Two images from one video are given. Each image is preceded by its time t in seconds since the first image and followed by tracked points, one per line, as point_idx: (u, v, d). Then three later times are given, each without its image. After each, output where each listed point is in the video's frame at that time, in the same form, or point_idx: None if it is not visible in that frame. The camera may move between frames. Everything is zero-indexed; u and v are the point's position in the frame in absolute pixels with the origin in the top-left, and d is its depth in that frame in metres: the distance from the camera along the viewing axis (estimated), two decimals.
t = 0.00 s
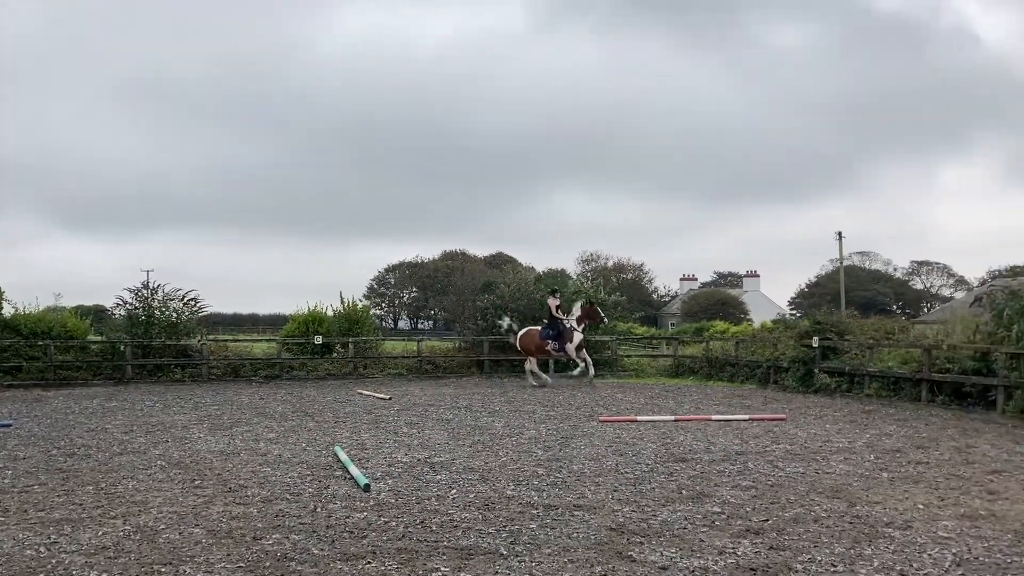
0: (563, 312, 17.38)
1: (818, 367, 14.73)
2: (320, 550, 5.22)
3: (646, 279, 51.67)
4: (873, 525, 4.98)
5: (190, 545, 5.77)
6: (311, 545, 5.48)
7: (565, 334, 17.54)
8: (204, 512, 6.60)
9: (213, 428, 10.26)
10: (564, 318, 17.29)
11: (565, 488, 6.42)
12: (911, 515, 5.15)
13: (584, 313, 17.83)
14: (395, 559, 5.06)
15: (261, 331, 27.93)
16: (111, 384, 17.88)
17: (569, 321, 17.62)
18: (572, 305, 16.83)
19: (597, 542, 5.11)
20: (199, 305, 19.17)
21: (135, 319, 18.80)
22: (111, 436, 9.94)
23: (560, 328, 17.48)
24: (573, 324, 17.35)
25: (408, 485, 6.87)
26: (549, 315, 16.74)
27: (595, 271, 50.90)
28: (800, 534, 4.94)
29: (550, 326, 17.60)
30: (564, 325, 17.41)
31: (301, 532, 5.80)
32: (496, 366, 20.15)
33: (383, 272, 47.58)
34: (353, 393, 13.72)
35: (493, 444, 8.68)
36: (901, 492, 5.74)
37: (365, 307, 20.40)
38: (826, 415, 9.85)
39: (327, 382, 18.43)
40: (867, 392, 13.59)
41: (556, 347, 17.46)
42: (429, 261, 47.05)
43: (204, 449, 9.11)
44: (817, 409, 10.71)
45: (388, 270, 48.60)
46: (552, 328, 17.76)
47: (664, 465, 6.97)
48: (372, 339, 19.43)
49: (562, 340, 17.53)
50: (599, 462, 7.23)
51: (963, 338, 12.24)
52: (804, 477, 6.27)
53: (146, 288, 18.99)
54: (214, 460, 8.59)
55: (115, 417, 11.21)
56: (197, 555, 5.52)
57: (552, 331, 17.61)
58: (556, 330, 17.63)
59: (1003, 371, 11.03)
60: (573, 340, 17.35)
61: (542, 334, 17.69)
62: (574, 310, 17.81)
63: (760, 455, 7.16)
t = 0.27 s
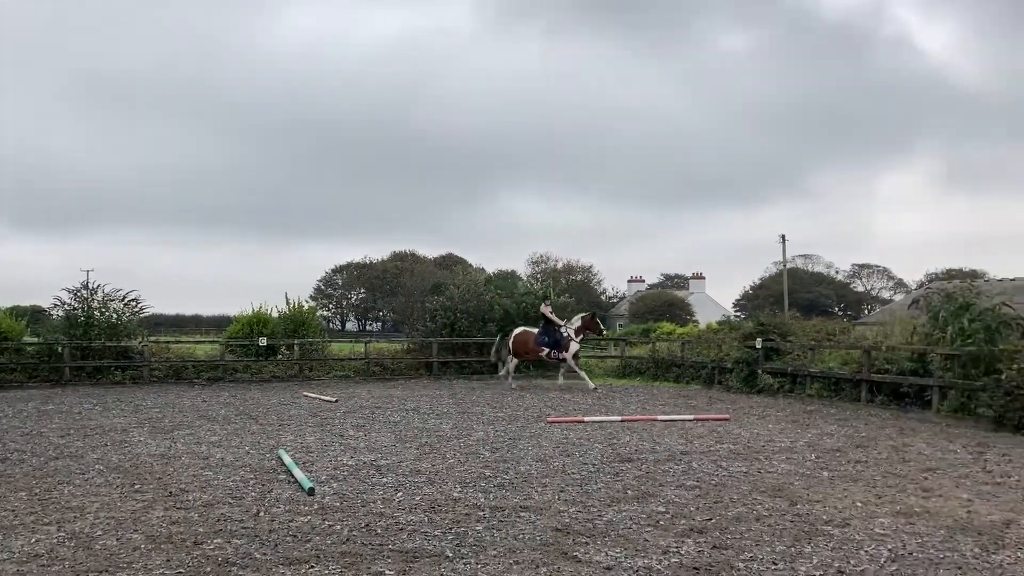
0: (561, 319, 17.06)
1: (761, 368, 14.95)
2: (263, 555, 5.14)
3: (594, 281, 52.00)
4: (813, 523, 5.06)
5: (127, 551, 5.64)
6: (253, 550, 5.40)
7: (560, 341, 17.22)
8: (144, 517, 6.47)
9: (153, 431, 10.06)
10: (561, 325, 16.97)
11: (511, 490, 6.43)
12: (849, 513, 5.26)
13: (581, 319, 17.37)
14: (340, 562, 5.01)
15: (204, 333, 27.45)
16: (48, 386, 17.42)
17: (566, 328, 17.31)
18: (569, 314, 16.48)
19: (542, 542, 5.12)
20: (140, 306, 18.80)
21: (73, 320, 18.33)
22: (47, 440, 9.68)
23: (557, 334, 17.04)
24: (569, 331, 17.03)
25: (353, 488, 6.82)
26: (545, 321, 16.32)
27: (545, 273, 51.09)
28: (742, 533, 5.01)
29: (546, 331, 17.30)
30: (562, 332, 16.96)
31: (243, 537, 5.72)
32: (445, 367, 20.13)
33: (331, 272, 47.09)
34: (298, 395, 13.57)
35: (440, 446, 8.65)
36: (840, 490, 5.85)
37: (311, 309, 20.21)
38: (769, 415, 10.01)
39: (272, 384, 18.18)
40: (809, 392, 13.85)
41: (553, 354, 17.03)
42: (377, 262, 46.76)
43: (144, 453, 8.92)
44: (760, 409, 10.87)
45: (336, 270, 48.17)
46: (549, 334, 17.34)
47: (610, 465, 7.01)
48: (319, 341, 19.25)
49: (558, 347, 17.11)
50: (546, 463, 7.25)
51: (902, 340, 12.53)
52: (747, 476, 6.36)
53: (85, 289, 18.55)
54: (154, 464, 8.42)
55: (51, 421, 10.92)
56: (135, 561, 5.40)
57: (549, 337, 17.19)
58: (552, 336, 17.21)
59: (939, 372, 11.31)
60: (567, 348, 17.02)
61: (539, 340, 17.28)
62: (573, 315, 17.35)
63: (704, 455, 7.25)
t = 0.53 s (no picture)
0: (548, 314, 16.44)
1: (703, 368, 15.13)
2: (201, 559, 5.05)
3: (541, 282, 52.16)
4: (753, 522, 5.14)
5: (60, 559, 5.49)
6: (192, 556, 5.29)
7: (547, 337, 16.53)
8: (78, 524, 6.30)
9: (89, 435, 9.81)
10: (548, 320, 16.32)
11: (456, 492, 6.41)
12: (788, 511, 5.35)
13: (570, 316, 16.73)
14: (281, 567, 4.94)
15: (142, 334, 26.87)
16: None
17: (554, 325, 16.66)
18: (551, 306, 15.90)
19: (486, 545, 5.12)
20: (76, 306, 18.33)
21: (5, 320, 17.78)
22: None
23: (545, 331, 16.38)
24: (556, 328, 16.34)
25: (295, 491, 6.73)
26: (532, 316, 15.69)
27: (492, 274, 51.11)
28: (684, 532, 5.06)
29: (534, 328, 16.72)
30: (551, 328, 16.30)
31: (181, 542, 5.61)
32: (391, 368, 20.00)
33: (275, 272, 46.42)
34: (240, 397, 13.35)
35: (385, 449, 8.59)
36: (779, 489, 5.95)
37: (254, 310, 19.94)
38: (711, 415, 10.13)
39: (213, 386, 17.85)
40: (750, 392, 14.07)
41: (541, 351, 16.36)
42: (323, 262, 46.28)
43: (78, 458, 8.70)
44: (703, 409, 11.01)
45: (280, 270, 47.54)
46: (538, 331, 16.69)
47: (554, 466, 7.03)
48: (262, 342, 18.98)
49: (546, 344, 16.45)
50: (491, 464, 7.24)
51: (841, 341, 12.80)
52: (689, 476, 6.43)
53: (19, 288, 18.02)
54: (89, 468, 8.22)
55: None
56: (68, 569, 5.26)
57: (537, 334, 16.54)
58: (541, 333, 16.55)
59: (875, 372, 11.58)
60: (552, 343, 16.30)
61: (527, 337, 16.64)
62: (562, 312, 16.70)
63: (647, 455, 7.32)
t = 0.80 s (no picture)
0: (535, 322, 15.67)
1: (646, 370, 15.28)
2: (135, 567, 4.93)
3: (486, 284, 52.14)
4: (693, 522, 5.20)
5: None
6: (126, 564, 5.17)
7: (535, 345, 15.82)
8: (5, 533, 6.11)
9: (18, 441, 9.51)
10: (535, 326, 15.55)
11: (399, 496, 6.36)
12: (728, 511, 5.42)
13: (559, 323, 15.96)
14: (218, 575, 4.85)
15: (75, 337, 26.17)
16: None
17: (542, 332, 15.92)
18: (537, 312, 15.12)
19: (428, 549, 5.09)
20: (6, 308, 17.76)
21: None
22: None
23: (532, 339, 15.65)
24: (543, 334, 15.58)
25: (234, 497, 6.61)
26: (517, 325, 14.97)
27: (436, 276, 50.94)
28: (626, 533, 5.10)
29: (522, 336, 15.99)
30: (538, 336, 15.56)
31: (114, 551, 5.47)
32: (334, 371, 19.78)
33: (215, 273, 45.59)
34: (178, 401, 13.07)
35: (327, 453, 8.48)
36: (719, 489, 6.03)
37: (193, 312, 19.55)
38: (654, 417, 10.23)
39: (150, 391, 17.47)
40: (691, 393, 14.25)
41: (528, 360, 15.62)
42: (264, 263, 45.62)
43: (6, 465, 8.42)
44: (645, 411, 11.11)
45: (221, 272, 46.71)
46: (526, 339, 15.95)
47: (498, 469, 7.03)
48: (201, 345, 18.62)
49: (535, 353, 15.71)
50: (434, 468, 7.21)
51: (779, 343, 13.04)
52: (631, 477, 6.48)
53: None
54: (18, 476, 7.96)
55: None
56: None
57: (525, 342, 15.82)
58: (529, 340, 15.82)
59: (812, 374, 11.81)
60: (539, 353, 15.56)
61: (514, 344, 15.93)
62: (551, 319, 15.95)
63: (591, 457, 7.36)
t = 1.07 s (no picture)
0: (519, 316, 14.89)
1: (590, 371, 15.35)
2: (60, 575, 4.79)
3: (431, 285, 51.93)
4: (632, 523, 5.22)
5: None
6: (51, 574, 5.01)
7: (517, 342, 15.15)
8: None
9: None
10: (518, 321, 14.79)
11: (337, 500, 6.28)
12: (667, 511, 5.45)
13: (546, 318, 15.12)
14: None
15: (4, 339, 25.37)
16: None
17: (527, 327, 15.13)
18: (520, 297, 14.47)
19: (366, 553, 5.03)
20: None
21: None
22: None
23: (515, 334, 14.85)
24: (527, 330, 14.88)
25: (167, 503, 6.46)
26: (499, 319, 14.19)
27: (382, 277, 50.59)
28: (566, 534, 5.10)
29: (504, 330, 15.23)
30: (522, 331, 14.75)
31: (40, 560, 5.30)
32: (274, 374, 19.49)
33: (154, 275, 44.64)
34: (111, 405, 12.75)
35: (264, 456, 8.34)
36: (658, 489, 6.07)
37: (130, 313, 19.10)
38: (597, 418, 10.26)
39: (84, 394, 17.01)
40: (633, 394, 14.34)
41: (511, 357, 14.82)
42: (205, 265, 44.83)
43: None
44: (588, 412, 11.14)
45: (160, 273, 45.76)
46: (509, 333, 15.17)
47: (439, 471, 6.98)
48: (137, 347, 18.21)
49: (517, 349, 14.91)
50: (374, 471, 7.14)
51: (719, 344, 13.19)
52: (572, 478, 6.48)
53: None
54: None
55: None
56: None
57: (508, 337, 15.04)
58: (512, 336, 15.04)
59: (752, 374, 11.98)
60: (519, 350, 14.84)
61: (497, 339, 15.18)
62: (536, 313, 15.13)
63: (532, 458, 7.35)
